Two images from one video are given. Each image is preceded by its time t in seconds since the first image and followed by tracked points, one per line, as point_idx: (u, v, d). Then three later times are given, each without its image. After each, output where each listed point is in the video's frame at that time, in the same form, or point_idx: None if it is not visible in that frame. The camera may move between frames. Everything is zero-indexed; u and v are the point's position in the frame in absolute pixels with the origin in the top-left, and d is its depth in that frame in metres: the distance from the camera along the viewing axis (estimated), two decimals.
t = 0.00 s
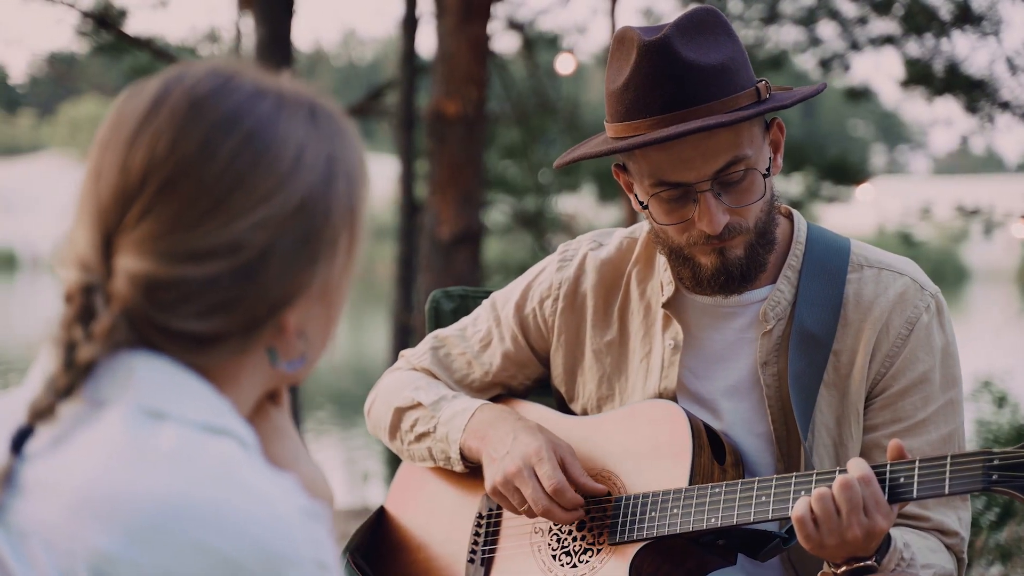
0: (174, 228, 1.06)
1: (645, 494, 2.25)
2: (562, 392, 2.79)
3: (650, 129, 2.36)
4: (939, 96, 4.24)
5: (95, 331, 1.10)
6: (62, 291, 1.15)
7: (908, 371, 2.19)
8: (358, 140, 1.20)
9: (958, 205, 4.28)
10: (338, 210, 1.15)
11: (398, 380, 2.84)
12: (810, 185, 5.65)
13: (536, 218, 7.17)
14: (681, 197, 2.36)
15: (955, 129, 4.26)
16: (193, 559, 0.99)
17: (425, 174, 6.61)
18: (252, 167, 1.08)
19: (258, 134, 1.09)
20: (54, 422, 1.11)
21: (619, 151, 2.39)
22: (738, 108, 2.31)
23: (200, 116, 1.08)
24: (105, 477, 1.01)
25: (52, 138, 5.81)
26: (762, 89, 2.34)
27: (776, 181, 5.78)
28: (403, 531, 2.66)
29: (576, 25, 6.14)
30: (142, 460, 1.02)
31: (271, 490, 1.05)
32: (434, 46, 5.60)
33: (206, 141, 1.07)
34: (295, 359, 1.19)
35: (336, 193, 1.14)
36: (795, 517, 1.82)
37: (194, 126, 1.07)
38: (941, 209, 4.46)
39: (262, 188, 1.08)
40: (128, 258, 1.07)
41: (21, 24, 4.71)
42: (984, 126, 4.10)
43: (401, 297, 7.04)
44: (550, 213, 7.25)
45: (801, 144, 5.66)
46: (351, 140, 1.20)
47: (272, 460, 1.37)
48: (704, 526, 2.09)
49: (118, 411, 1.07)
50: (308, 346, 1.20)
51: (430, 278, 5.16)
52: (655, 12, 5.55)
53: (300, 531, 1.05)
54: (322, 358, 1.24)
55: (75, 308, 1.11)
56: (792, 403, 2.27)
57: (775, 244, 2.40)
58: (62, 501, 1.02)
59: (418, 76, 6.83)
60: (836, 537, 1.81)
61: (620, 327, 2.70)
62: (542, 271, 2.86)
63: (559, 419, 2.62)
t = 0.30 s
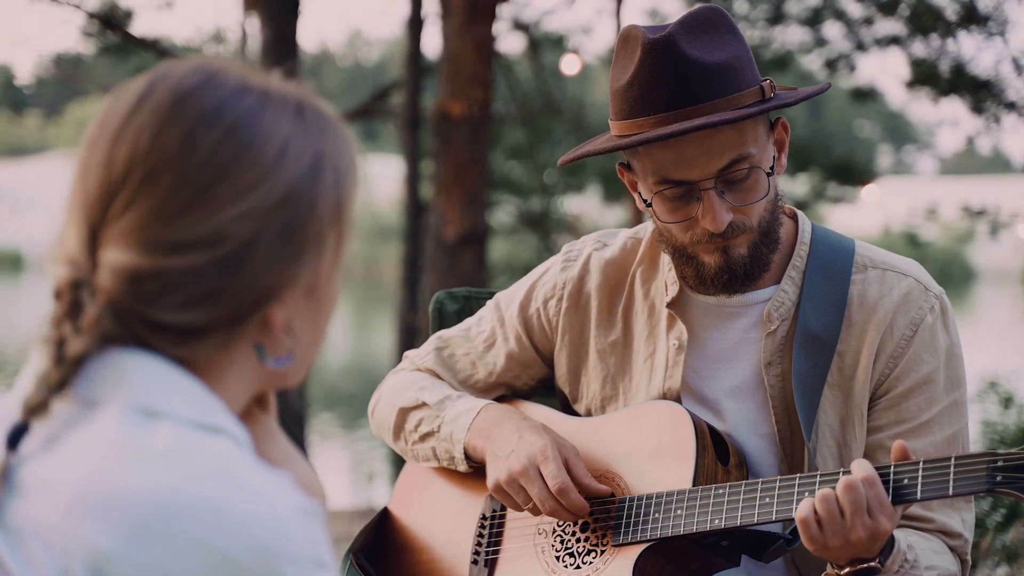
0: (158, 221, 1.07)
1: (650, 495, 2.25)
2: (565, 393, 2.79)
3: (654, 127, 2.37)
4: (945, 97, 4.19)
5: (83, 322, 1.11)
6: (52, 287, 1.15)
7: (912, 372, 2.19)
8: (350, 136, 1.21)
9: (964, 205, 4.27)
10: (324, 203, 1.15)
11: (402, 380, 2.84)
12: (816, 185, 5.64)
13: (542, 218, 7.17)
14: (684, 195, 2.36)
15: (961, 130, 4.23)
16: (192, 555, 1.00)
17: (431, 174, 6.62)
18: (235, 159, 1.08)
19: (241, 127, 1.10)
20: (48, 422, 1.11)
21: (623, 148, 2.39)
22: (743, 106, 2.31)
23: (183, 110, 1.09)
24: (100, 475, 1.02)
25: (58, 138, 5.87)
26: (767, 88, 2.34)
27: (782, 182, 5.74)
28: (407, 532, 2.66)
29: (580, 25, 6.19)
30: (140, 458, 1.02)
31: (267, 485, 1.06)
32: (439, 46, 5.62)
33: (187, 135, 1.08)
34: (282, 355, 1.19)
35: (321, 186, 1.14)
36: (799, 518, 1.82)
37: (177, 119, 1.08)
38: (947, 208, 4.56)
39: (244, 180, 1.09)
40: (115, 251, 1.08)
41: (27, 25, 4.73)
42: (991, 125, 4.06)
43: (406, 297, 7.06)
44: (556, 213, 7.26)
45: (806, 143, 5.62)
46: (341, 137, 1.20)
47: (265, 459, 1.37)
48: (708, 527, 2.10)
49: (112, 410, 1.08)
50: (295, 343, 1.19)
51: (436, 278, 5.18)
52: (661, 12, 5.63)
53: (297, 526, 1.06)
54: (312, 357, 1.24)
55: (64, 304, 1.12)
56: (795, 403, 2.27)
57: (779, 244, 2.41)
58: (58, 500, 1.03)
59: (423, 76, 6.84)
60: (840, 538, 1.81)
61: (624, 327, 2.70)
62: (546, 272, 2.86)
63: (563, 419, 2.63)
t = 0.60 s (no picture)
0: (122, 193, 1.09)
1: (654, 495, 2.28)
2: (570, 393, 2.81)
3: (659, 125, 2.39)
4: (949, 96, 4.22)
5: (54, 291, 1.15)
6: (33, 265, 1.20)
7: (917, 372, 2.22)
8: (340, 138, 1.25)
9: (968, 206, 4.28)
10: (294, 182, 1.17)
11: (405, 380, 2.86)
12: (821, 185, 5.65)
13: (547, 218, 7.19)
14: (689, 194, 2.39)
15: (965, 129, 4.25)
16: (182, 548, 1.02)
17: (435, 174, 6.65)
18: (198, 133, 1.11)
19: (208, 105, 1.13)
20: (41, 422, 1.14)
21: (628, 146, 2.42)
22: (749, 105, 2.33)
23: (152, 90, 1.12)
24: (87, 464, 1.05)
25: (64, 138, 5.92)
26: (772, 87, 2.36)
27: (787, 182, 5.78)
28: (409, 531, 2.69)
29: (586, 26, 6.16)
30: (129, 452, 1.05)
31: (254, 476, 1.08)
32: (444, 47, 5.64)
33: (152, 110, 1.11)
34: (252, 339, 1.20)
35: (287, 167, 1.16)
36: (804, 517, 1.84)
37: (146, 98, 1.12)
38: (952, 209, 4.50)
39: (206, 154, 1.10)
40: (88, 221, 1.10)
41: (30, 25, 4.78)
42: (995, 125, 4.07)
43: (411, 297, 7.08)
44: (560, 213, 7.28)
45: (809, 143, 5.64)
46: (331, 137, 1.24)
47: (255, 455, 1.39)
48: (712, 526, 2.12)
49: (100, 404, 1.11)
50: (265, 326, 1.21)
51: (441, 278, 5.21)
52: (666, 12, 5.68)
53: (284, 516, 1.07)
54: (287, 346, 1.25)
55: (42, 282, 1.17)
56: (799, 401, 2.29)
57: (784, 244, 2.43)
58: (50, 494, 1.05)
59: (428, 76, 6.87)
60: (843, 538, 1.84)
61: (628, 326, 2.72)
62: (550, 271, 2.89)
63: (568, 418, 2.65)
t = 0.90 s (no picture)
0: (103, 162, 1.13)
1: (657, 494, 2.30)
2: (573, 392, 2.83)
3: (665, 124, 2.41)
4: (954, 96, 4.16)
5: (35, 259, 1.19)
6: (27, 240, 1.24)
7: (921, 372, 2.24)
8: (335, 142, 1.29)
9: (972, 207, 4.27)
10: (276, 167, 1.20)
11: (408, 379, 2.88)
12: (825, 186, 5.69)
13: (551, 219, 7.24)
14: (694, 193, 2.41)
15: (970, 129, 4.18)
16: (176, 541, 1.05)
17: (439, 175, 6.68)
18: (182, 111, 1.14)
19: (196, 87, 1.17)
20: (30, 420, 1.16)
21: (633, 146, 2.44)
22: (754, 105, 2.35)
23: (146, 74, 1.17)
24: (75, 455, 1.07)
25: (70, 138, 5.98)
26: (777, 87, 2.38)
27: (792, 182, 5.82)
28: (412, 530, 2.71)
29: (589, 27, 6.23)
30: (120, 445, 1.07)
31: (246, 471, 1.11)
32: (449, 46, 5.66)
33: (143, 89, 1.15)
34: (227, 322, 1.20)
35: (271, 154, 1.19)
36: (809, 516, 1.86)
37: (139, 81, 1.16)
38: (957, 209, 4.57)
39: (188, 130, 1.14)
40: (77, 188, 1.14)
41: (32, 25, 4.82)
42: (1000, 125, 4.03)
43: (416, 297, 7.11)
44: (565, 214, 7.32)
45: (813, 144, 5.65)
46: (327, 145, 1.28)
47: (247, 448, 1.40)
48: (715, 526, 2.14)
49: (88, 399, 1.13)
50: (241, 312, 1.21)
51: (445, 278, 5.23)
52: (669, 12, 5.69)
53: (275, 509, 1.11)
54: (263, 338, 1.24)
55: (31, 255, 1.21)
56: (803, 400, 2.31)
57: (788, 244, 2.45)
58: (38, 489, 1.06)
59: (433, 75, 6.90)
60: (848, 537, 1.85)
61: (632, 325, 2.74)
62: (554, 271, 2.90)
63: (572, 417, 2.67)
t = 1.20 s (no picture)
0: (107, 154, 1.13)
1: (660, 492, 2.28)
2: (575, 390, 2.81)
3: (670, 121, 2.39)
4: (957, 97, 4.13)
5: (36, 249, 1.19)
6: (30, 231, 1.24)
7: (923, 371, 2.22)
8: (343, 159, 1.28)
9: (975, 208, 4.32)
10: (280, 172, 1.19)
11: (409, 377, 2.87)
12: (829, 186, 5.68)
13: (554, 219, 7.26)
14: (698, 190, 2.40)
15: (974, 130, 4.14)
16: (167, 535, 1.04)
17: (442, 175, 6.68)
18: (188, 108, 1.15)
19: (205, 89, 1.17)
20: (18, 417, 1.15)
21: (637, 142, 2.43)
22: (759, 102, 2.33)
23: (157, 77, 1.18)
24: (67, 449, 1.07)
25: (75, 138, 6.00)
26: (781, 85, 2.36)
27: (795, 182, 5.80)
28: (412, 529, 2.70)
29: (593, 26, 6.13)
30: (109, 440, 1.07)
31: (235, 462, 1.10)
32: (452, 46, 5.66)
33: (155, 87, 1.16)
34: (218, 319, 1.16)
35: (278, 161, 1.19)
36: (811, 514, 1.85)
37: (149, 82, 1.17)
38: (960, 209, 4.62)
39: (196, 126, 1.14)
40: (82, 177, 1.14)
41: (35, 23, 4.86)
42: (1003, 126, 3.96)
43: (419, 297, 7.12)
44: (568, 214, 7.30)
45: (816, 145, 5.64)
46: (334, 157, 1.28)
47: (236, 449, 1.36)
48: (717, 524, 2.13)
49: (81, 394, 1.12)
50: (233, 310, 1.17)
51: (447, 278, 5.22)
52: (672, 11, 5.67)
53: (269, 504, 1.10)
54: (252, 340, 1.21)
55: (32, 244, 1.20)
56: (806, 400, 2.29)
57: (791, 242, 2.43)
58: (30, 484, 1.07)
59: (436, 75, 6.90)
60: (850, 537, 1.84)
61: (634, 323, 2.72)
62: (556, 269, 2.88)
63: (572, 415, 2.65)
